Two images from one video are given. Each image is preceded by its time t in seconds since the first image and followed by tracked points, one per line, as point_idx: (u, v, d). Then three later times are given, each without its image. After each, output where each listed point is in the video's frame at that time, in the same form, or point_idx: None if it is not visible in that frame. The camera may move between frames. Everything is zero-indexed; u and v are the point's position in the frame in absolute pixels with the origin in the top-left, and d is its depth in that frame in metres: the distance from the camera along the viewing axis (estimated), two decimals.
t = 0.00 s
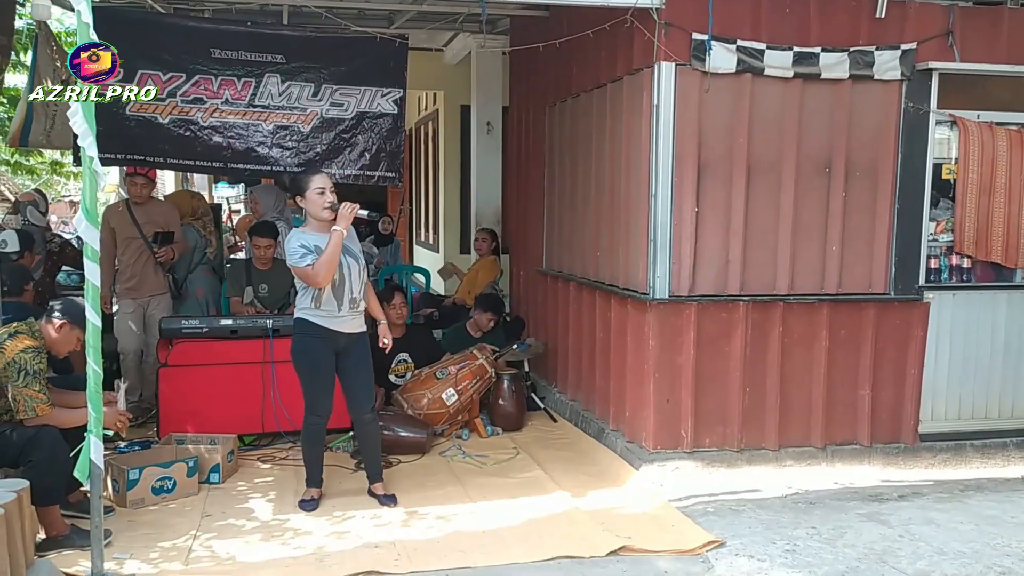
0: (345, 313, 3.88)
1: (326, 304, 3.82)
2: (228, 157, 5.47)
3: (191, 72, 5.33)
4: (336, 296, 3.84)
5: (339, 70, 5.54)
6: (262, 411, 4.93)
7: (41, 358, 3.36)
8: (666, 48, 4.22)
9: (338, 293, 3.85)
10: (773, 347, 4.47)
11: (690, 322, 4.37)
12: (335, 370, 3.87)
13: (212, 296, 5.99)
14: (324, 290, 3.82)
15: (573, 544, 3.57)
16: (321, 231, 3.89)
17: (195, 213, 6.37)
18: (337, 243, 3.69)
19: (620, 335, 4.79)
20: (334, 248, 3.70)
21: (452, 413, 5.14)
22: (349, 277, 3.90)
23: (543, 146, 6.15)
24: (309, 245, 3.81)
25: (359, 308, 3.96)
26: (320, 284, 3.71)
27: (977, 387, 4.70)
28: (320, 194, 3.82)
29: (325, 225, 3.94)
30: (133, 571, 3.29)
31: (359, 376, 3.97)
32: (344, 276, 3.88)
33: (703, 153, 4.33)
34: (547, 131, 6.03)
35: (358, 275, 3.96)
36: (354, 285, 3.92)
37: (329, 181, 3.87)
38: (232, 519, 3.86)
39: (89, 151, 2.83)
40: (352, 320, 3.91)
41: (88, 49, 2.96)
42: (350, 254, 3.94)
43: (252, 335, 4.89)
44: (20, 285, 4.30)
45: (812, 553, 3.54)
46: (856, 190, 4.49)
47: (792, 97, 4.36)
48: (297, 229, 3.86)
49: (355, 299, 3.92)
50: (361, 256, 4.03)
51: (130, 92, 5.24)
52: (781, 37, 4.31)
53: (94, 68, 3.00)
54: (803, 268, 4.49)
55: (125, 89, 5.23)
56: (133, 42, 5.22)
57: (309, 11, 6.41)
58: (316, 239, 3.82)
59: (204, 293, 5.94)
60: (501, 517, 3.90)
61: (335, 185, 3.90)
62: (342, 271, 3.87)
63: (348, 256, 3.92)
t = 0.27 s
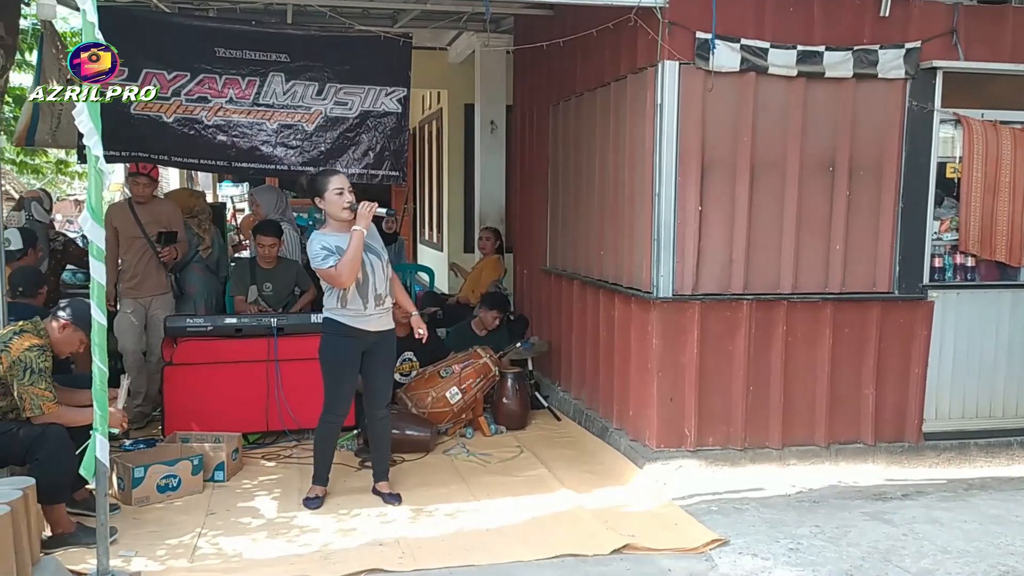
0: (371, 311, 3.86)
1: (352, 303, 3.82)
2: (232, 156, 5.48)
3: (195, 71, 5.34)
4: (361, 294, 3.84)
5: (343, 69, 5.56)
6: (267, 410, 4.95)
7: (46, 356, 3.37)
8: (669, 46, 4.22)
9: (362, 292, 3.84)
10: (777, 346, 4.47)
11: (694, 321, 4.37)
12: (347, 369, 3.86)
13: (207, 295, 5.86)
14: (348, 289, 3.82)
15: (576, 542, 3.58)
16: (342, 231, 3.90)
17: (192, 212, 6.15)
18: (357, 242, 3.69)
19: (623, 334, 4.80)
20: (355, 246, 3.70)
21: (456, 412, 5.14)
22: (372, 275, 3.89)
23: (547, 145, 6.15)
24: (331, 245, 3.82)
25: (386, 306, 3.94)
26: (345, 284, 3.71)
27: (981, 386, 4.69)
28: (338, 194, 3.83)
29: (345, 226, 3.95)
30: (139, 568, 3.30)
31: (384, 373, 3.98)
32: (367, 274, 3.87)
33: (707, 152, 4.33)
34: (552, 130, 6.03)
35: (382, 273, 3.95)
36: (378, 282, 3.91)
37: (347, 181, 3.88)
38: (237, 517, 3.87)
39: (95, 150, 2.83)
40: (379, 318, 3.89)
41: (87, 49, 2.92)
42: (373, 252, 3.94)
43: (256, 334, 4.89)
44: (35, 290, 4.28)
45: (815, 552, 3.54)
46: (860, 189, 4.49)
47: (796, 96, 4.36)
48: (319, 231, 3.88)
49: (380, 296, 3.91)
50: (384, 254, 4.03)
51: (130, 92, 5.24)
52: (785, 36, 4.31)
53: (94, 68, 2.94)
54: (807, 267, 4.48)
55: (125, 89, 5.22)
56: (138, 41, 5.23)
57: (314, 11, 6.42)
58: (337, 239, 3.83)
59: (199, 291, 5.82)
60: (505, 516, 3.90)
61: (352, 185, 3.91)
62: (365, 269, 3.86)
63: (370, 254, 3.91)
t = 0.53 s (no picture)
0: (389, 312, 3.88)
1: (369, 304, 3.85)
2: (237, 155, 5.49)
3: (199, 70, 5.35)
4: (377, 295, 3.85)
5: (347, 68, 5.57)
6: (271, 408, 4.96)
7: (52, 355, 3.37)
8: (673, 45, 4.22)
9: (378, 294, 3.86)
10: (780, 345, 4.47)
11: (697, 320, 4.37)
12: (362, 370, 3.88)
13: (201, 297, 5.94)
14: (365, 291, 3.85)
15: (580, 541, 3.58)
16: (359, 233, 3.93)
17: (183, 212, 6.12)
18: (371, 245, 3.70)
19: (627, 333, 4.80)
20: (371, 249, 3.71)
21: (460, 411, 5.15)
22: (389, 276, 3.89)
23: (550, 144, 6.15)
24: (348, 249, 3.85)
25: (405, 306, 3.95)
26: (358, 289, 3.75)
27: (985, 385, 4.68)
28: (355, 196, 3.84)
29: (363, 227, 3.96)
30: (144, 567, 3.32)
31: (385, 373, 3.99)
32: (383, 275, 3.88)
33: (710, 151, 4.33)
34: (555, 129, 6.03)
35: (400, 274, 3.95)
36: (395, 283, 3.91)
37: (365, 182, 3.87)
38: (242, 515, 3.88)
39: (100, 149, 2.85)
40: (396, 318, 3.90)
41: (87, 49, 2.94)
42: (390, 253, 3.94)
43: (260, 334, 4.90)
44: (47, 293, 4.44)
45: (819, 551, 3.54)
46: (863, 188, 4.48)
47: (799, 95, 4.36)
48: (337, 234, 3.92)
49: (398, 297, 3.91)
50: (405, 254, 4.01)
51: (130, 92, 5.24)
52: (789, 35, 4.31)
53: (94, 67, 2.95)
54: (810, 266, 4.48)
55: (125, 89, 5.23)
56: (142, 41, 5.24)
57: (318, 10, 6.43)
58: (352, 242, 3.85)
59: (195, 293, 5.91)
60: (509, 514, 3.91)
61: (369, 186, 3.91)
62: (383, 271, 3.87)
63: (386, 255, 3.91)
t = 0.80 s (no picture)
0: (388, 312, 3.89)
1: (368, 304, 3.88)
2: (236, 155, 5.49)
3: (199, 70, 5.35)
4: (377, 295, 3.87)
5: (347, 68, 5.57)
6: (272, 408, 4.96)
7: (52, 355, 3.37)
8: (673, 45, 4.22)
9: (379, 294, 3.86)
10: (780, 344, 4.47)
11: (697, 319, 4.37)
12: (360, 369, 3.89)
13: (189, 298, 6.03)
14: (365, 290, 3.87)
15: (580, 540, 3.59)
16: (364, 233, 3.95)
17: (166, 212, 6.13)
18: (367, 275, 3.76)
19: (626, 333, 4.80)
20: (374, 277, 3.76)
21: (459, 410, 5.15)
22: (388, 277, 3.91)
23: (550, 143, 6.15)
24: (349, 249, 3.89)
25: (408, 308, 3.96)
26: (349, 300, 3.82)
27: (984, 385, 4.69)
28: (363, 193, 3.86)
29: (371, 225, 3.98)
30: (145, 566, 3.32)
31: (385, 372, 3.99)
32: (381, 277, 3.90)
33: (710, 150, 4.33)
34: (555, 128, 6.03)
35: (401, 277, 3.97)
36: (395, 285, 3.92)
37: (373, 181, 3.88)
38: (243, 514, 3.89)
39: (99, 148, 2.85)
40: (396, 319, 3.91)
41: (88, 49, 2.94)
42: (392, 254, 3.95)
43: (260, 333, 4.90)
44: (49, 295, 4.46)
45: (819, 550, 3.55)
46: (863, 188, 4.49)
47: (799, 95, 4.36)
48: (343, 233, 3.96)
49: (398, 298, 3.92)
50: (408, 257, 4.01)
51: (130, 92, 5.25)
52: (789, 34, 4.31)
53: (94, 67, 2.95)
54: (810, 266, 4.49)
55: (125, 89, 5.23)
56: (142, 40, 5.25)
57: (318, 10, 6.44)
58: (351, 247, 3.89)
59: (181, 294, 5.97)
60: (509, 514, 3.91)
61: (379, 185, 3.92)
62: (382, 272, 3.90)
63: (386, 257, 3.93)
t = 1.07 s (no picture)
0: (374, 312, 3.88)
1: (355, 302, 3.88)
2: (236, 155, 5.48)
3: (199, 69, 5.35)
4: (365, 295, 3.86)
5: (347, 67, 5.57)
6: (272, 408, 4.96)
7: (52, 354, 3.37)
8: (673, 44, 4.22)
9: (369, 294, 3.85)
10: (780, 344, 4.47)
11: (697, 319, 4.37)
12: (358, 368, 3.90)
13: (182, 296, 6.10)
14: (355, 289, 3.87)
15: (579, 540, 3.59)
16: (362, 230, 3.96)
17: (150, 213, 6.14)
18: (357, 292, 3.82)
19: (626, 332, 4.80)
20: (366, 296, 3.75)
21: (459, 410, 5.15)
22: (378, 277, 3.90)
23: (550, 143, 6.15)
24: (344, 244, 3.92)
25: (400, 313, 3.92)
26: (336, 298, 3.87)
27: (983, 384, 4.69)
28: (361, 192, 3.85)
29: (371, 224, 3.97)
30: (145, 565, 3.31)
31: (382, 371, 3.99)
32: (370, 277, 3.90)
33: (710, 149, 4.33)
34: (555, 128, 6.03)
35: (391, 279, 3.93)
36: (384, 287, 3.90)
37: (374, 180, 3.86)
38: (243, 514, 3.89)
39: (99, 148, 2.86)
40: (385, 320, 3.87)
41: (87, 49, 2.94)
42: (385, 255, 3.93)
43: (260, 332, 4.92)
44: (48, 294, 4.45)
45: (819, 550, 3.55)
46: (863, 188, 4.49)
47: (799, 94, 4.36)
48: (345, 227, 3.98)
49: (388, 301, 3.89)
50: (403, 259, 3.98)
51: (130, 92, 5.23)
52: (789, 34, 4.31)
53: (94, 67, 2.94)
54: (810, 265, 4.48)
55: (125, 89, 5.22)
56: (142, 39, 5.24)
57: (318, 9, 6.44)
58: (345, 243, 3.92)
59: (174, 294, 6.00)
60: (509, 513, 3.91)
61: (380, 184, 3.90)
62: (371, 271, 3.89)
63: (379, 257, 3.91)
